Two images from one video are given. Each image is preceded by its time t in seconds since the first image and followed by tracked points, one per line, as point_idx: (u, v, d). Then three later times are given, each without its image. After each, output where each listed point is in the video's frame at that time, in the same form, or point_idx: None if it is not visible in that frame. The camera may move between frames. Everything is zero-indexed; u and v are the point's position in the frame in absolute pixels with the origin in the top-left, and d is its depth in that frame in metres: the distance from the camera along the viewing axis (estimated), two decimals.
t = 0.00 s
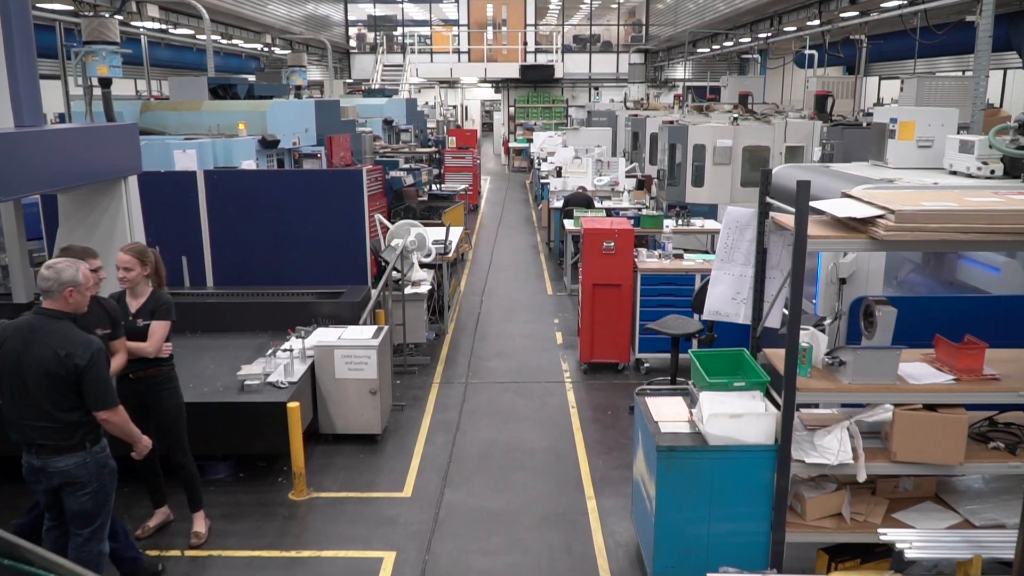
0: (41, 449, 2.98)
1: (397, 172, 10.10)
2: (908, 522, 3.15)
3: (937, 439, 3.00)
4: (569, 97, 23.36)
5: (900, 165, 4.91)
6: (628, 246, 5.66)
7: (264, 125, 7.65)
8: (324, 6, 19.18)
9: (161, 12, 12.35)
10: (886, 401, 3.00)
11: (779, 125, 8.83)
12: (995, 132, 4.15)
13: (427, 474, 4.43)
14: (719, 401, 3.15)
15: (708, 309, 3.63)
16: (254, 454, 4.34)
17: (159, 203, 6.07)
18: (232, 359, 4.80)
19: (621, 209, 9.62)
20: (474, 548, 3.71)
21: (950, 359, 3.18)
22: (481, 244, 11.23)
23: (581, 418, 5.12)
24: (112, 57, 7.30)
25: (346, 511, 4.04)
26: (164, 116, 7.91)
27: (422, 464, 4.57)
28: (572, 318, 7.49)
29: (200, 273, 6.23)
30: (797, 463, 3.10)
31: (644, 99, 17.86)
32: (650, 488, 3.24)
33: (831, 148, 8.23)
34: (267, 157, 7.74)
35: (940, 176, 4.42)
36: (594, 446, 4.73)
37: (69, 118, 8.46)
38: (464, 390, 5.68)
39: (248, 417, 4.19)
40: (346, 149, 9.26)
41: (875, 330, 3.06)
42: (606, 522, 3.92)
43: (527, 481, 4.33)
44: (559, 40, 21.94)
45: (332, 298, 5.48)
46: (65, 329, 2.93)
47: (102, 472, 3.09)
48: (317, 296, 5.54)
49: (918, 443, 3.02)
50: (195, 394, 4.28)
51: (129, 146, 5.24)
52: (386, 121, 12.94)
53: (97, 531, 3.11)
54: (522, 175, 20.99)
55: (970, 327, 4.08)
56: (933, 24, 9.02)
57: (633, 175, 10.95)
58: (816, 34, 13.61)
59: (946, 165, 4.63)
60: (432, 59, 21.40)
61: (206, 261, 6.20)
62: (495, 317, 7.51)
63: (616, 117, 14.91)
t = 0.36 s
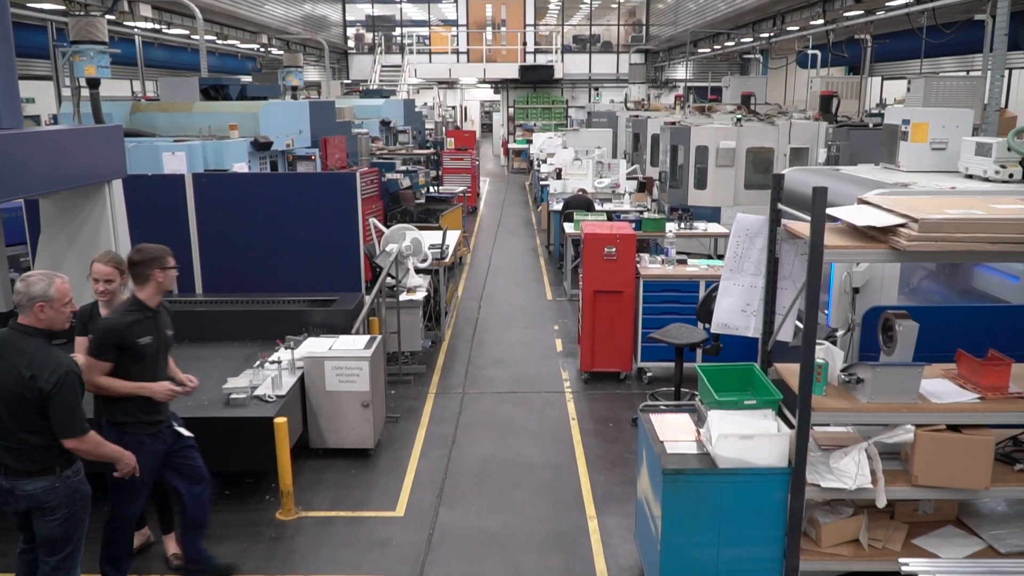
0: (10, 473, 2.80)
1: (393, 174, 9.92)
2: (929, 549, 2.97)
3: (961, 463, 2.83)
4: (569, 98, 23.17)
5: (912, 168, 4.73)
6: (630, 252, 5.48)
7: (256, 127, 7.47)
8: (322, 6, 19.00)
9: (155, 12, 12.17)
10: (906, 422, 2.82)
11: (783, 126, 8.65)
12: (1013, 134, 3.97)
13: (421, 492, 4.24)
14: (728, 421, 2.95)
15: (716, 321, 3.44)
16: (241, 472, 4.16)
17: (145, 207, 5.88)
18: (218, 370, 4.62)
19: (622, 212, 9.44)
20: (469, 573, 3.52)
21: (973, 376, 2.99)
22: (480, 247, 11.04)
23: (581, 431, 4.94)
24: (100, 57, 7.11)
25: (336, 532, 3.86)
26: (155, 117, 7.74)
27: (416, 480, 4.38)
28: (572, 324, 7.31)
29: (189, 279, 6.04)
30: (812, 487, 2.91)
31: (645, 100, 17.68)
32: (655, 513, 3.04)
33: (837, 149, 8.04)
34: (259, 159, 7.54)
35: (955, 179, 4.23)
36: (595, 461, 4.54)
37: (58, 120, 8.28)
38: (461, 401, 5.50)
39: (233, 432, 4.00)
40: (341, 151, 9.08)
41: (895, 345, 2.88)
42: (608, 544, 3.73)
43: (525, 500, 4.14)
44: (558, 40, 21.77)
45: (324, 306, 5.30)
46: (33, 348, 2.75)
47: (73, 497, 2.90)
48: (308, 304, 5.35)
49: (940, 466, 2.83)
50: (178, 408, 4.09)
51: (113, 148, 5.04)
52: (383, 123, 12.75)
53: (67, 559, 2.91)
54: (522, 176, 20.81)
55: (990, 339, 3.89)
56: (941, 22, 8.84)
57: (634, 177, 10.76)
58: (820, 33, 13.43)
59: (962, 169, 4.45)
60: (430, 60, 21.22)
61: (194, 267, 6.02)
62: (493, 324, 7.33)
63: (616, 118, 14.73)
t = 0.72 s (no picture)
0: None
1: (390, 177, 9.74)
2: None
3: (987, 489, 2.65)
4: (569, 99, 22.99)
5: (927, 172, 4.55)
6: (633, 257, 5.31)
7: (249, 128, 7.29)
8: (319, 6, 18.81)
9: (148, 11, 11.98)
10: (930, 445, 2.64)
11: (788, 127, 8.48)
12: None
13: (415, 511, 4.06)
14: (739, 443, 2.77)
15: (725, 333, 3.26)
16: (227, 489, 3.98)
17: (133, 211, 5.69)
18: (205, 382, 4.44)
19: (623, 215, 9.26)
20: None
21: (1000, 395, 2.80)
22: (478, 250, 10.86)
23: (583, 444, 4.76)
24: (88, 56, 6.92)
25: (326, 554, 3.68)
26: (146, 119, 7.57)
27: (411, 497, 4.20)
28: (573, 331, 7.13)
29: (177, 286, 5.85)
30: (829, 514, 2.73)
31: (646, 100, 17.50)
32: (663, 540, 2.86)
33: (843, 151, 7.86)
34: (252, 161, 7.37)
35: (972, 184, 4.06)
36: (597, 477, 4.36)
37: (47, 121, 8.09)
38: (458, 412, 5.32)
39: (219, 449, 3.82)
40: (337, 152, 8.90)
41: (918, 363, 2.70)
42: (611, 568, 3.55)
43: (525, 519, 3.97)
44: (558, 40, 21.59)
45: (316, 314, 5.12)
46: (7, 365, 2.57)
47: (48, 524, 2.69)
48: (300, 312, 5.18)
49: (965, 492, 2.65)
50: (162, 423, 3.90)
51: (99, 151, 4.86)
52: (381, 123, 12.57)
53: None
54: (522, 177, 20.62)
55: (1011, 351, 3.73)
56: (949, 21, 8.66)
57: (636, 179, 10.59)
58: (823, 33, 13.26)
59: (978, 172, 4.28)
60: (429, 60, 21.05)
61: (183, 272, 5.82)
62: (492, 330, 7.15)
63: (617, 119, 14.55)
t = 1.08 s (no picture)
0: None
1: (387, 179, 9.54)
2: None
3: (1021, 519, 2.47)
4: (569, 99, 22.79)
5: (943, 176, 4.38)
6: (636, 262, 5.12)
7: (241, 129, 7.10)
8: (317, 5, 18.62)
9: (141, 10, 11.77)
10: (961, 473, 2.45)
11: (793, 129, 8.29)
12: None
13: (409, 531, 3.87)
14: (754, 469, 2.58)
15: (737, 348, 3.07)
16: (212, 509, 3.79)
17: (119, 216, 5.50)
18: (190, 395, 4.25)
19: (625, 218, 9.08)
20: None
21: None
22: (477, 253, 10.67)
23: (585, 459, 4.58)
24: (75, 56, 6.73)
25: None
26: (136, 120, 7.37)
27: (405, 516, 4.02)
28: (573, 338, 6.94)
29: (165, 293, 5.66)
30: (851, 546, 2.54)
31: (647, 100, 17.30)
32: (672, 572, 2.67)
33: (850, 152, 7.67)
34: (244, 163, 7.21)
35: (993, 188, 3.88)
36: (600, 495, 4.18)
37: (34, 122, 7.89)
38: (455, 423, 5.13)
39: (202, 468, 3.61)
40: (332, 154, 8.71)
41: (947, 383, 2.51)
42: None
43: (524, 541, 3.78)
44: (558, 40, 21.39)
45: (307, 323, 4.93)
46: None
47: (14, 558, 2.45)
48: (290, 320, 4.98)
49: (999, 522, 2.47)
50: (143, 440, 3.71)
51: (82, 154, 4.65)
52: (378, 124, 12.38)
53: None
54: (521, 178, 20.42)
55: None
56: (959, 20, 8.47)
57: (638, 181, 10.41)
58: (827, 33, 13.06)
59: (998, 176, 4.09)
60: (428, 60, 20.86)
61: (171, 279, 5.63)
62: (490, 337, 6.96)
63: (618, 120, 14.35)
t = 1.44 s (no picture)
0: None
1: (384, 179, 9.36)
2: None
3: None
4: (569, 99, 22.60)
5: (962, 179, 4.18)
6: (640, 268, 4.93)
7: (233, 130, 6.91)
8: (316, 5, 18.43)
9: (135, 9, 11.59)
10: (996, 505, 2.26)
11: (799, 129, 8.10)
12: None
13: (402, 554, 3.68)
14: (771, 499, 2.38)
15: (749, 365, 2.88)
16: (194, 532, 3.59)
17: (104, 221, 5.31)
18: (174, 408, 4.05)
19: (626, 220, 8.89)
20: None
21: None
22: (476, 256, 10.49)
23: (587, 475, 4.38)
24: (62, 55, 6.53)
25: None
26: (125, 120, 7.18)
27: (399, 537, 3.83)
28: (574, 345, 6.75)
29: (152, 300, 5.46)
30: None
31: (648, 101, 17.12)
32: None
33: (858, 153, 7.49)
34: (236, 166, 7.00)
35: (1016, 193, 3.68)
36: (603, 514, 3.99)
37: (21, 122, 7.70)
38: (451, 436, 4.94)
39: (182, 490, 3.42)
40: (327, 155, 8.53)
41: (980, 407, 2.33)
42: None
43: (523, 564, 3.59)
44: (559, 40, 21.21)
45: (298, 333, 4.73)
46: None
47: None
48: (280, 330, 4.79)
49: None
50: (121, 458, 3.52)
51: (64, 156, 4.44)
52: (376, 125, 12.20)
53: None
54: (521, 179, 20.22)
55: None
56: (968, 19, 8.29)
57: (640, 182, 10.22)
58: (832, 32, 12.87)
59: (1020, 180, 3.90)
60: (427, 60, 20.67)
61: (158, 286, 5.43)
62: (489, 343, 6.78)
63: (619, 120, 14.16)
